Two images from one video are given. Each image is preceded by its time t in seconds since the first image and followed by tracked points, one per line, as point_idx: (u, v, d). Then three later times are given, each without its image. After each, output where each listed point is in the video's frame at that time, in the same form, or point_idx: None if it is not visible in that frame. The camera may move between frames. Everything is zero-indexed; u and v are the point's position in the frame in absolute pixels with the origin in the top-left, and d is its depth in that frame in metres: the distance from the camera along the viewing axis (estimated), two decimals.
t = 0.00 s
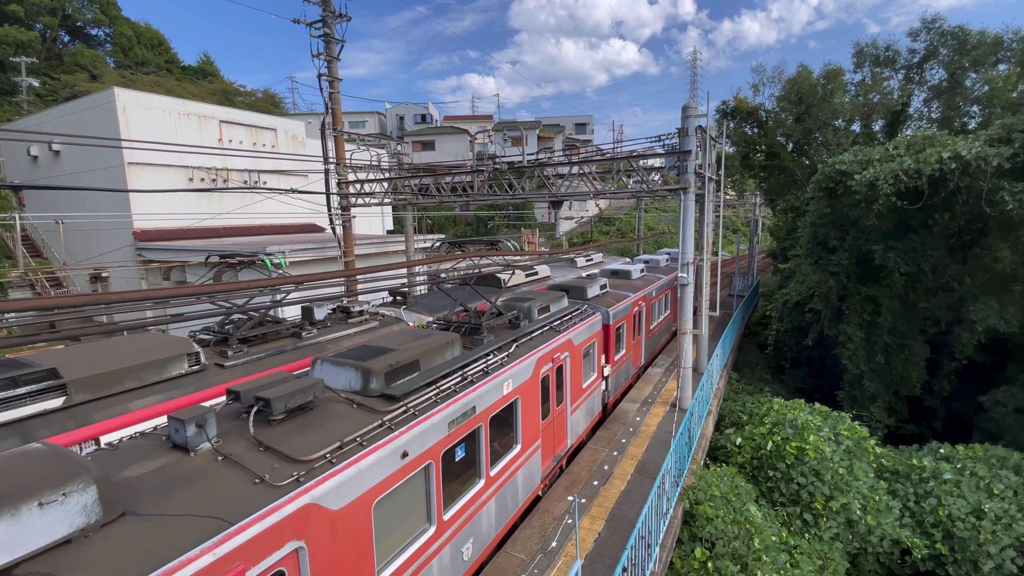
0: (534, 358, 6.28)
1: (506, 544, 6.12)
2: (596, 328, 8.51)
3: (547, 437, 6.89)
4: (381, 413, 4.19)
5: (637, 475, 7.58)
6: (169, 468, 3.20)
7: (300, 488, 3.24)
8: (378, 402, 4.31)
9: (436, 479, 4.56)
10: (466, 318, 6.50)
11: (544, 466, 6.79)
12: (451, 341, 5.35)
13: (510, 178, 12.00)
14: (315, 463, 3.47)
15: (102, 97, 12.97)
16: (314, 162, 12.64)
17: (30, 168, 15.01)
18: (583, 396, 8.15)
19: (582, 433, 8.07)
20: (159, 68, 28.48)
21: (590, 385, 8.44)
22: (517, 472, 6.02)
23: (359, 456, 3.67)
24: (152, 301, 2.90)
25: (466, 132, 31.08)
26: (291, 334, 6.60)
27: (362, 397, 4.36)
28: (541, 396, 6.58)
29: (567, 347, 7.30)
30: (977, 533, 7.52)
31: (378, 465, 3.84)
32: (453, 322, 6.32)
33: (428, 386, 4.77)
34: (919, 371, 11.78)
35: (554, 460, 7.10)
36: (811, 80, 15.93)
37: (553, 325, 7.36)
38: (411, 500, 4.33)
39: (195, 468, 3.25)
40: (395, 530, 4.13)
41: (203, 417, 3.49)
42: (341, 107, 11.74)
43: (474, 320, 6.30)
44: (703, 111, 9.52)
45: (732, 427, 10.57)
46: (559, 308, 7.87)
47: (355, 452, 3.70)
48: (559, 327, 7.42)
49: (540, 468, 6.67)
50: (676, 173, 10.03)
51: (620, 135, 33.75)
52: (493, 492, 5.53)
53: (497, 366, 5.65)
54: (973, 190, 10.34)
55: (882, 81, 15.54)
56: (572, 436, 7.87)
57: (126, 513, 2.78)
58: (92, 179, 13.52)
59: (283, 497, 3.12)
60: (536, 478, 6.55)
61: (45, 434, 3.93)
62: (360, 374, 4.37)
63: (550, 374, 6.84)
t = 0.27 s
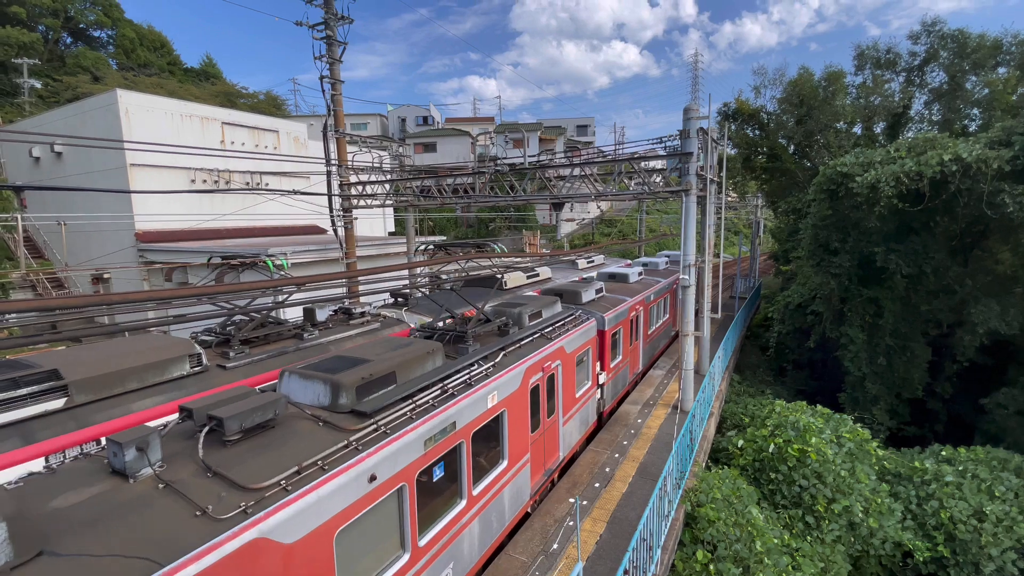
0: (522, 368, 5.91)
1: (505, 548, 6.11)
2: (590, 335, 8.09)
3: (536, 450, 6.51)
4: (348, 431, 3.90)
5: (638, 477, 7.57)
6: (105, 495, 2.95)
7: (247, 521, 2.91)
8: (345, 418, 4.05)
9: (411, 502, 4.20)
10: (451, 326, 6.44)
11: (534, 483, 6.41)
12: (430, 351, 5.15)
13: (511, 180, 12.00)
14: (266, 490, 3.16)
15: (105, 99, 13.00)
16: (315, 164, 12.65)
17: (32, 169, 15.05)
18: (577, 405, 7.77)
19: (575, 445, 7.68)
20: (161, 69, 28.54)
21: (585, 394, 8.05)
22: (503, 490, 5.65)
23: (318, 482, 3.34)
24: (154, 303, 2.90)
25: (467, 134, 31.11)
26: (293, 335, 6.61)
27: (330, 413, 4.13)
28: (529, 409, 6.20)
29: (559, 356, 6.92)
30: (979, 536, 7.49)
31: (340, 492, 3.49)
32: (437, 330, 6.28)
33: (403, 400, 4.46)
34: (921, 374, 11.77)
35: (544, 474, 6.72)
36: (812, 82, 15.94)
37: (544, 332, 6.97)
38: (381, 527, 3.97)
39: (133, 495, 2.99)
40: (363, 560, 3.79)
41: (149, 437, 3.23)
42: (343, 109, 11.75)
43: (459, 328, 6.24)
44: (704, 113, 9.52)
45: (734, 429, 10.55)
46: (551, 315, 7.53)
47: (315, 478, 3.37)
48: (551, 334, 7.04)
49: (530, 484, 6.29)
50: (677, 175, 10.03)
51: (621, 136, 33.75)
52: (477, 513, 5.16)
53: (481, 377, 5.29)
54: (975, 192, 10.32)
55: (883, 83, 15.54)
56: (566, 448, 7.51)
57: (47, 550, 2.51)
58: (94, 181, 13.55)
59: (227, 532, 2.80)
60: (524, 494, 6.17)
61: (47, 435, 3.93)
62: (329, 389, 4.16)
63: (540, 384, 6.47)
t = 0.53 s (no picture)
0: (508, 378, 5.62)
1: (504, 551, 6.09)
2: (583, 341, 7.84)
3: (525, 463, 6.20)
4: (315, 450, 3.60)
5: (638, 480, 7.56)
6: (40, 524, 2.68)
7: (191, 555, 2.59)
8: (314, 435, 3.74)
9: (385, 525, 3.89)
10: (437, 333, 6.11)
11: (523, 497, 6.10)
12: (411, 361, 4.82)
13: (511, 182, 12.01)
14: (217, 519, 2.84)
15: (104, 101, 13.01)
16: (314, 166, 12.63)
17: (32, 171, 15.05)
18: (568, 415, 7.47)
19: (567, 455, 7.37)
20: (161, 71, 28.57)
21: (577, 403, 7.75)
22: (489, 506, 5.34)
23: (277, 507, 3.03)
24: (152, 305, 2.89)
25: (466, 136, 31.15)
26: (292, 337, 6.61)
27: (299, 429, 3.82)
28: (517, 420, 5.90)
29: (549, 364, 6.64)
30: (978, 539, 7.48)
31: (304, 517, 3.18)
32: (422, 337, 5.94)
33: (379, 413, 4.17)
34: (920, 376, 11.77)
35: (534, 487, 6.41)
36: (811, 85, 15.98)
37: (533, 339, 6.68)
38: (351, 553, 3.65)
39: (73, 521, 2.73)
40: None
41: (87, 461, 2.90)
42: (342, 111, 11.77)
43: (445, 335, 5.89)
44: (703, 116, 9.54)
45: (733, 432, 10.55)
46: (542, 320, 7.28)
47: (274, 503, 3.07)
48: (541, 341, 6.75)
49: (518, 499, 5.98)
50: (676, 178, 10.03)
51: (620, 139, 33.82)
52: (459, 533, 4.84)
53: (464, 389, 4.99)
54: (973, 196, 10.34)
55: (882, 87, 15.59)
56: (557, 459, 7.22)
57: None
58: (93, 183, 13.53)
59: (167, 568, 2.49)
60: (511, 509, 5.85)
61: (45, 438, 3.92)
62: (298, 403, 3.86)
63: (529, 394, 6.18)
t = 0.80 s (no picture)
0: (493, 388, 5.37)
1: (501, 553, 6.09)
2: (574, 348, 7.62)
3: (511, 476, 5.94)
4: (278, 470, 3.36)
5: (634, 483, 7.56)
6: None
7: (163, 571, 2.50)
8: (278, 453, 3.51)
9: (355, 548, 3.64)
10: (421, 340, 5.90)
11: (509, 513, 5.83)
12: (389, 371, 4.58)
13: (509, 185, 12.03)
14: (161, 550, 2.61)
15: (102, 102, 13.00)
16: (311, 168, 12.61)
17: (28, 172, 15.01)
18: (557, 424, 7.22)
19: (556, 467, 7.11)
20: (159, 73, 28.55)
21: (566, 412, 7.50)
22: (471, 523, 5.07)
23: (229, 535, 2.79)
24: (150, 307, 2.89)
25: (464, 139, 31.20)
26: (288, 339, 6.62)
27: (263, 446, 3.59)
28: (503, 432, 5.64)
29: (537, 373, 6.40)
30: (974, 542, 7.50)
31: (262, 543, 2.94)
32: (404, 345, 5.74)
33: (351, 429, 3.93)
34: (916, 380, 11.80)
35: (521, 501, 6.14)
36: (807, 90, 16.06)
37: (521, 346, 6.46)
38: None
39: None
40: None
41: (25, 485, 2.70)
42: (340, 114, 11.77)
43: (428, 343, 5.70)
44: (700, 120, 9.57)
45: (730, 435, 10.56)
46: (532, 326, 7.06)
47: (226, 530, 2.83)
48: (529, 348, 6.52)
49: (503, 515, 5.71)
50: (672, 182, 10.06)
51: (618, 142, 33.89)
52: (439, 553, 4.57)
53: (445, 400, 4.74)
54: (969, 200, 10.39)
55: (878, 91, 15.67)
56: (546, 470, 6.97)
57: None
58: (90, 185, 13.50)
59: None
60: (496, 526, 5.58)
61: (40, 440, 3.91)
62: (262, 418, 3.62)
63: (516, 404, 5.93)
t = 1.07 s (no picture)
0: (475, 400, 5.12)
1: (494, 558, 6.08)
2: (564, 356, 7.39)
3: (495, 492, 5.69)
4: (231, 494, 3.08)
5: (630, 487, 7.56)
6: None
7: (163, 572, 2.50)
8: (234, 475, 3.23)
9: None
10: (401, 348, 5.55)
11: (492, 531, 5.57)
12: (363, 384, 4.30)
13: (505, 189, 12.04)
14: None
15: (97, 104, 12.96)
16: (308, 171, 12.60)
17: (22, 174, 14.92)
18: (546, 435, 6.96)
19: (545, 479, 6.86)
20: (155, 75, 28.49)
21: (555, 422, 7.25)
22: (451, 544, 4.82)
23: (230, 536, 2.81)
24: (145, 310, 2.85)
25: (461, 142, 31.26)
26: (283, 343, 6.63)
27: (219, 467, 3.31)
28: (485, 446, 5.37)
29: (524, 383, 6.14)
30: (968, 547, 7.52)
31: None
32: (382, 353, 5.38)
33: (317, 448, 3.67)
34: (910, 385, 11.87)
35: (505, 517, 5.90)
36: (802, 96, 16.19)
37: (507, 354, 6.18)
38: None
39: None
40: None
41: None
42: (337, 117, 11.77)
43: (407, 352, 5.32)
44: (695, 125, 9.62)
45: (725, 439, 10.59)
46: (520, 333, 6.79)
47: (166, 565, 2.55)
48: (516, 357, 6.26)
49: (485, 533, 5.45)
50: (667, 186, 10.10)
51: (614, 147, 34.05)
52: None
53: (423, 414, 4.50)
54: (961, 206, 10.48)
55: (871, 98, 15.83)
56: (534, 484, 6.71)
57: None
58: (85, 186, 13.43)
59: None
60: (479, 544, 5.33)
61: (31, 444, 3.87)
62: (219, 437, 3.35)
63: (500, 417, 5.69)
